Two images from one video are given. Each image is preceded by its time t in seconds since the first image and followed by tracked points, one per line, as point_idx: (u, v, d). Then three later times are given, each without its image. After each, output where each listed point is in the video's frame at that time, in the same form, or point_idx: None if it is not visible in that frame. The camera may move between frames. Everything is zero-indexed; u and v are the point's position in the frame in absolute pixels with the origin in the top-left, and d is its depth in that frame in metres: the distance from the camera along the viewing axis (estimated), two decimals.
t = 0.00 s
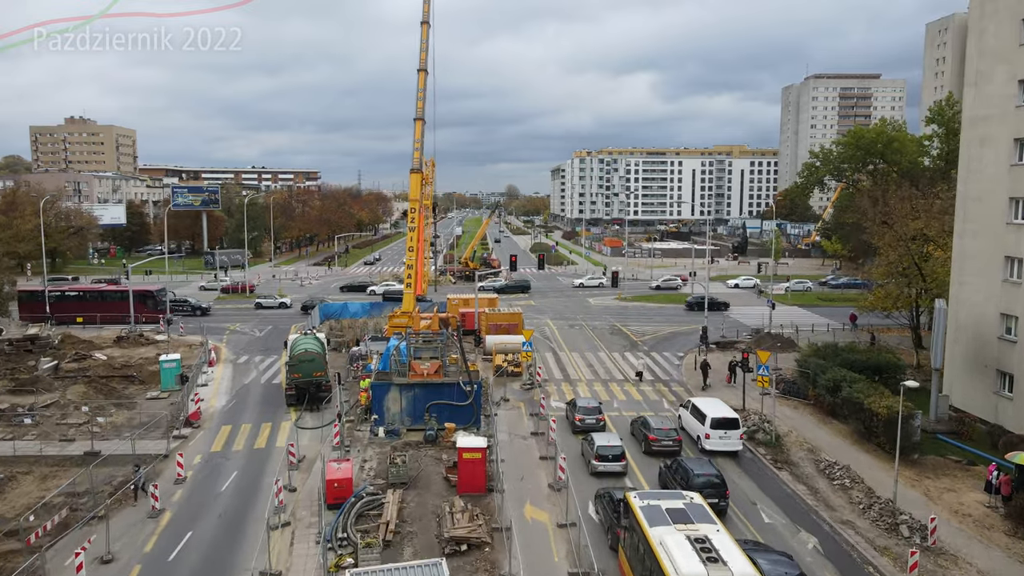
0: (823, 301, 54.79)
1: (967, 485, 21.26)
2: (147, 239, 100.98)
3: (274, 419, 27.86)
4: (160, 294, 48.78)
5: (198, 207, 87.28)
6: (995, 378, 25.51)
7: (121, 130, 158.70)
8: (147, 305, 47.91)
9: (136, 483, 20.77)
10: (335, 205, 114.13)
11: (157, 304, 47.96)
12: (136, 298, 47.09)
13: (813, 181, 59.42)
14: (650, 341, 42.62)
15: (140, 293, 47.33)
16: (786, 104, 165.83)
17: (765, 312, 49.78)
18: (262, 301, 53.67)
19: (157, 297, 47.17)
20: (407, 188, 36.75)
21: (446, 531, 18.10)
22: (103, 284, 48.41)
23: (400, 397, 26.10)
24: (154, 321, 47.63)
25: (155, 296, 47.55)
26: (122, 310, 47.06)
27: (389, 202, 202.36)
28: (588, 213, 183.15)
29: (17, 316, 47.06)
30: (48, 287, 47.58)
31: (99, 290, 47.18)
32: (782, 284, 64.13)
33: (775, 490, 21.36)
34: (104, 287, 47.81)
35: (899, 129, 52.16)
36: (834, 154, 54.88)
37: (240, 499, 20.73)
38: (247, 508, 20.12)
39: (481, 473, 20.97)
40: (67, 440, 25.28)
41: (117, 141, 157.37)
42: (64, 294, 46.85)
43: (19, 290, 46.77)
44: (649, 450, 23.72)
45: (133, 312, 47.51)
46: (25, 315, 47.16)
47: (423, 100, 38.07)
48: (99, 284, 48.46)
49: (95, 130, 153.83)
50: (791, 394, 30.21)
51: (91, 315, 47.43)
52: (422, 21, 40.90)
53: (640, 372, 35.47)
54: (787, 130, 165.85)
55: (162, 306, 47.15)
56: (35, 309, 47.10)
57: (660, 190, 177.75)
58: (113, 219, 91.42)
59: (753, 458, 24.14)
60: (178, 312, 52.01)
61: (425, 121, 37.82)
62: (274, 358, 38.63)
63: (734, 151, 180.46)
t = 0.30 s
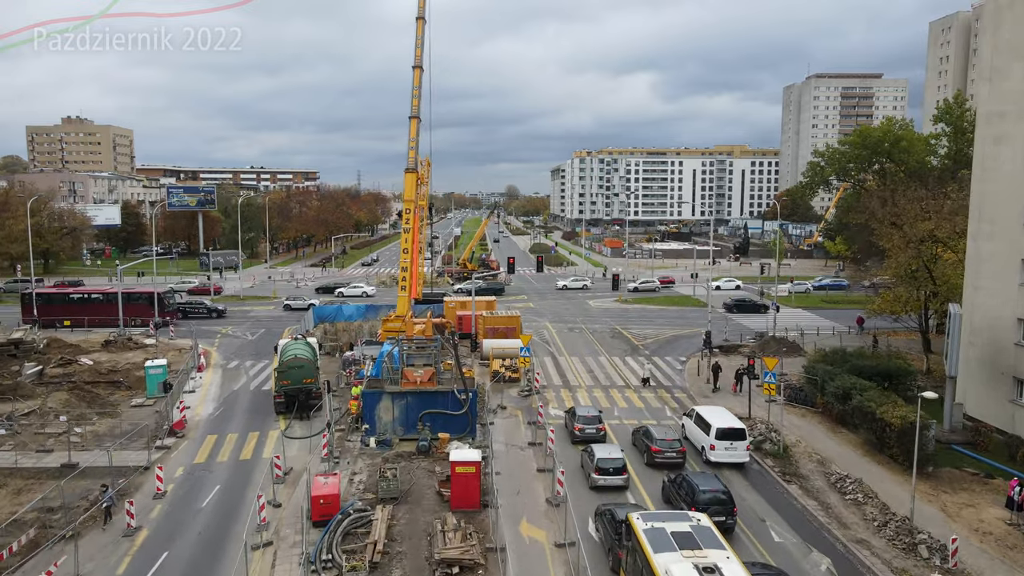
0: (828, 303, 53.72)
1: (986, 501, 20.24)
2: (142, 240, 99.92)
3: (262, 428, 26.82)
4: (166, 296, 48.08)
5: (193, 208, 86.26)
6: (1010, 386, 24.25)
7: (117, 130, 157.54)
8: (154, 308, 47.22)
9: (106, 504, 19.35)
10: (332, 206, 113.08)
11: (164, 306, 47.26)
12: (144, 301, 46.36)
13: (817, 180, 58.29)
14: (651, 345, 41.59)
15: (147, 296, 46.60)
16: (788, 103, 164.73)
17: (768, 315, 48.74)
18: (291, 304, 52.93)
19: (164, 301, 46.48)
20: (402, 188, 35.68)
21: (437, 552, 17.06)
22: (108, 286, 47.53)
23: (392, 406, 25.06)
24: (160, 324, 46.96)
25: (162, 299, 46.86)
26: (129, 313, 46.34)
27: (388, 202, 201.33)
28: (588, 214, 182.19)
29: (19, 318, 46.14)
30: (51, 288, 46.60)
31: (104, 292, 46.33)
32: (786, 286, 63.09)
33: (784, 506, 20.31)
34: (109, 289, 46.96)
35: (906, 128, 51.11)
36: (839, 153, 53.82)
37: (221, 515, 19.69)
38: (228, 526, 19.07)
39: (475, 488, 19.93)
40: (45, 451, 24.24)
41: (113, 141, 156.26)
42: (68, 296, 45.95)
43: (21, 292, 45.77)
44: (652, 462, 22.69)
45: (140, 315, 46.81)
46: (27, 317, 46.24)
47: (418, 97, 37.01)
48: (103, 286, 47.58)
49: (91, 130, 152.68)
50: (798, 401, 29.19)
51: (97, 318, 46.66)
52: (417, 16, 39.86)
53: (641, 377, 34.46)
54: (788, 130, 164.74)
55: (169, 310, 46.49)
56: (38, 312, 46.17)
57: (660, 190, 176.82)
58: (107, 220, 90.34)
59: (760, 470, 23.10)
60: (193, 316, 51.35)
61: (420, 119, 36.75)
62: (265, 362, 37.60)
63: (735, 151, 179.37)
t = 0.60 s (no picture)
0: (831, 306, 52.75)
1: (1005, 517, 19.23)
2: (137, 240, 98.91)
3: (247, 438, 25.81)
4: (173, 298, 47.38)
5: (190, 208, 85.96)
6: None
7: (114, 130, 156.57)
8: (161, 309, 46.54)
9: (68, 528, 17.72)
10: (329, 206, 112.06)
11: (171, 308, 46.56)
12: (151, 303, 45.65)
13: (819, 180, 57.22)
14: (652, 350, 40.59)
15: (154, 297, 45.90)
16: (789, 103, 163.63)
17: (771, 319, 47.76)
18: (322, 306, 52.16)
19: (172, 303, 45.79)
20: (395, 189, 34.69)
21: None
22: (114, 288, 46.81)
23: (382, 416, 24.04)
24: (168, 326, 46.29)
25: (170, 301, 46.15)
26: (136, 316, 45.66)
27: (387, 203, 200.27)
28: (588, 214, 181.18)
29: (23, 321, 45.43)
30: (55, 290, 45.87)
31: (110, 294, 45.62)
32: (788, 288, 62.11)
33: (792, 523, 19.27)
34: (116, 291, 46.26)
35: (912, 127, 50.02)
36: (844, 153, 52.78)
37: (199, 533, 18.69)
38: (204, 545, 18.04)
39: (466, 504, 18.92)
40: (19, 463, 23.23)
41: (110, 141, 155.24)
42: (74, 298, 45.24)
43: (24, 294, 45.04)
44: (654, 475, 21.69)
45: (147, 317, 46.13)
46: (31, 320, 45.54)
47: (412, 95, 36.02)
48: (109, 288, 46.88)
49: (87, 130, 151.76)
50: (803, 410, 28.21)
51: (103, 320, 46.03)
52: (412, 12, 38.88)
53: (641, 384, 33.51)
54: (790, 130, 163.59)
55: (177, 312, 45.81)
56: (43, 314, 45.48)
57: (660, 190, 175.85)
58: (101, 221, 89.41)
59: (765, 483, 22.11)
60: (211, 318, 50.37)
61: (414, 118, 35.72)
62: (255, 367, 36.60)
63: (735, 151, 178.37)
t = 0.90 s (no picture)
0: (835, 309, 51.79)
1: None
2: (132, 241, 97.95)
3: (230, 449, 24.76)
4: (182, 300, 46.87)
5: (185, 209, 85.26)
6: None
7: (111, 129, 155.68)
8: (169, 312, 46.04)
9: (23, 558, 16.10)
10: (326, 206, 111.08)
11: (179, 311, 46.04)
12: (158, 307, 45.15)
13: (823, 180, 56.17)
14: (652, 354, 39.62)
15: (161, 300, 45.39)
16: (790, 103, 162.72)
17: (774, 322, 46.80)
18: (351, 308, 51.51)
19: (179, 306, 45.27)
20: (388, 189, 33.72)
21: None
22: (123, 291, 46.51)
23: (371, 426, 23.03)
24: (175, 329, 45.77)
25: (177, 304, 45.60)
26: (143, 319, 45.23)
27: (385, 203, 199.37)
28: (587, 215, 180.14)
29: (33, 325, 45.36)
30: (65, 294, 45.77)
31: (119, 297, 45.30)
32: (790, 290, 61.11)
33: (801, 543, 18.24)
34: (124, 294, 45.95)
35: (918, 126, 48.93)
36: (848, 153, 51.76)
37: (173, 553, 17.66)
38: (176, 566, 17.02)
39: (455, 523, 17.92)
40: None
41: (107, 141, 154.30)
42: (81, 302, 45.00)
43: (33, 298, 44.95)
44: (655, 489, 20.67)
45: (155, 320, 45.67)
46: (41, 324, 45.46)
47: (405, 93, 34.98)
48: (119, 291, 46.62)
49: (84, 130, 150.94)
50: (809, 418, 27.26)
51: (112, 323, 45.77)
52: (405, 8, 37.87)
53: (640, 390, 32.56)
54: (790, 130, 162.50)
55: (185, 316, 45.21)
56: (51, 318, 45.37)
57: (660, 191, 174.82)
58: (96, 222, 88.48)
59: (771, 498, 21.10)
60: (231, 321, 49.69)
61: (407, 116, 34.66)
62: (244, 373, 35.59)
63: (736, 151, 177.35)
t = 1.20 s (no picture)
0: (839, 311, 50.79)
1: None
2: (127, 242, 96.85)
3: (212, 460, 23.72)
4: (190, 303, 46.03)
5: (180, 209, 84.38)
6: None
7: (108, 129, 154.60)
8: (177, 314, 45.22)
9: None
10: (324, 206, 110.07)
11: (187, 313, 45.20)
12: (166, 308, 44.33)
13: (826, 180, 55.22)
14: (653, 358, 38.62)
15: (169, 302, 44.56)
16: (791, 103, 161.82)
17: (777, 325, 45.82)
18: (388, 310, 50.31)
19: (186, 309, 44.22)
20: (380, 189, 32.70)
21: None
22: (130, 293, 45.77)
23: (358, 436, 22.01)
24: (183, 331, 44.89)
25: (185, 306, 44.74)
26: (150, 321, 44.39)
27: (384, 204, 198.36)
28: (587, 215, 179.07)
29: (38, 328, 44.57)
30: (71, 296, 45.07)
31: (126, 299, 44.56)
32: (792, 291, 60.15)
33: (810, 563, 17.21)
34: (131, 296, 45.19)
35: (924, 124, 47.90)
36: (853, 152, 50.77)
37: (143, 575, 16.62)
38: None
39: (443, 542, 16.90)
40: None
41: (103, 141, 153.21)
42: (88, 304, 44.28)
43: (38, 300, 44.18)
44: (656, 504, 19.65)
45: (163, 322, 44.83)
46: (46, 327, 44.67)
47: (398, 89, 33.93)
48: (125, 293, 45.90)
49: (81, 130, 149.90)
50: (816, 426, 26.26)
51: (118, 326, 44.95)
52: (398, 3, 36.78)
53: (640, 395, 31.59)
54: (791, 129, 161.52)
55: (193, 318, 44.33)
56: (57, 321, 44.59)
57: (660, 191, 173.84)
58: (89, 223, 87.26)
59: (777, 513, 20.08)
60: (251, 324, 49.07)
61: (400, 114, 33.59)
62: (232, 378, 34.55)
63: (736, 151, 176.48)
